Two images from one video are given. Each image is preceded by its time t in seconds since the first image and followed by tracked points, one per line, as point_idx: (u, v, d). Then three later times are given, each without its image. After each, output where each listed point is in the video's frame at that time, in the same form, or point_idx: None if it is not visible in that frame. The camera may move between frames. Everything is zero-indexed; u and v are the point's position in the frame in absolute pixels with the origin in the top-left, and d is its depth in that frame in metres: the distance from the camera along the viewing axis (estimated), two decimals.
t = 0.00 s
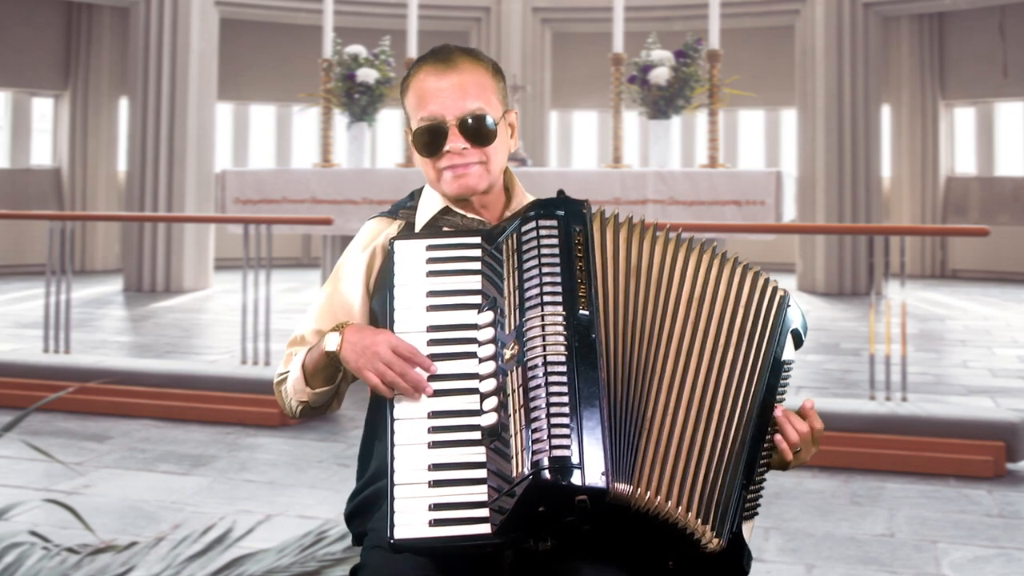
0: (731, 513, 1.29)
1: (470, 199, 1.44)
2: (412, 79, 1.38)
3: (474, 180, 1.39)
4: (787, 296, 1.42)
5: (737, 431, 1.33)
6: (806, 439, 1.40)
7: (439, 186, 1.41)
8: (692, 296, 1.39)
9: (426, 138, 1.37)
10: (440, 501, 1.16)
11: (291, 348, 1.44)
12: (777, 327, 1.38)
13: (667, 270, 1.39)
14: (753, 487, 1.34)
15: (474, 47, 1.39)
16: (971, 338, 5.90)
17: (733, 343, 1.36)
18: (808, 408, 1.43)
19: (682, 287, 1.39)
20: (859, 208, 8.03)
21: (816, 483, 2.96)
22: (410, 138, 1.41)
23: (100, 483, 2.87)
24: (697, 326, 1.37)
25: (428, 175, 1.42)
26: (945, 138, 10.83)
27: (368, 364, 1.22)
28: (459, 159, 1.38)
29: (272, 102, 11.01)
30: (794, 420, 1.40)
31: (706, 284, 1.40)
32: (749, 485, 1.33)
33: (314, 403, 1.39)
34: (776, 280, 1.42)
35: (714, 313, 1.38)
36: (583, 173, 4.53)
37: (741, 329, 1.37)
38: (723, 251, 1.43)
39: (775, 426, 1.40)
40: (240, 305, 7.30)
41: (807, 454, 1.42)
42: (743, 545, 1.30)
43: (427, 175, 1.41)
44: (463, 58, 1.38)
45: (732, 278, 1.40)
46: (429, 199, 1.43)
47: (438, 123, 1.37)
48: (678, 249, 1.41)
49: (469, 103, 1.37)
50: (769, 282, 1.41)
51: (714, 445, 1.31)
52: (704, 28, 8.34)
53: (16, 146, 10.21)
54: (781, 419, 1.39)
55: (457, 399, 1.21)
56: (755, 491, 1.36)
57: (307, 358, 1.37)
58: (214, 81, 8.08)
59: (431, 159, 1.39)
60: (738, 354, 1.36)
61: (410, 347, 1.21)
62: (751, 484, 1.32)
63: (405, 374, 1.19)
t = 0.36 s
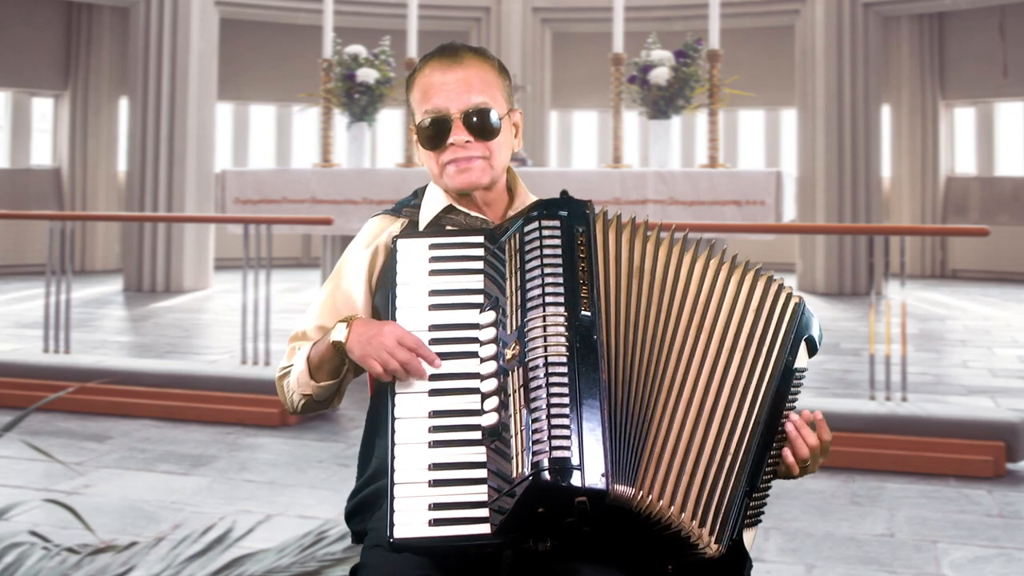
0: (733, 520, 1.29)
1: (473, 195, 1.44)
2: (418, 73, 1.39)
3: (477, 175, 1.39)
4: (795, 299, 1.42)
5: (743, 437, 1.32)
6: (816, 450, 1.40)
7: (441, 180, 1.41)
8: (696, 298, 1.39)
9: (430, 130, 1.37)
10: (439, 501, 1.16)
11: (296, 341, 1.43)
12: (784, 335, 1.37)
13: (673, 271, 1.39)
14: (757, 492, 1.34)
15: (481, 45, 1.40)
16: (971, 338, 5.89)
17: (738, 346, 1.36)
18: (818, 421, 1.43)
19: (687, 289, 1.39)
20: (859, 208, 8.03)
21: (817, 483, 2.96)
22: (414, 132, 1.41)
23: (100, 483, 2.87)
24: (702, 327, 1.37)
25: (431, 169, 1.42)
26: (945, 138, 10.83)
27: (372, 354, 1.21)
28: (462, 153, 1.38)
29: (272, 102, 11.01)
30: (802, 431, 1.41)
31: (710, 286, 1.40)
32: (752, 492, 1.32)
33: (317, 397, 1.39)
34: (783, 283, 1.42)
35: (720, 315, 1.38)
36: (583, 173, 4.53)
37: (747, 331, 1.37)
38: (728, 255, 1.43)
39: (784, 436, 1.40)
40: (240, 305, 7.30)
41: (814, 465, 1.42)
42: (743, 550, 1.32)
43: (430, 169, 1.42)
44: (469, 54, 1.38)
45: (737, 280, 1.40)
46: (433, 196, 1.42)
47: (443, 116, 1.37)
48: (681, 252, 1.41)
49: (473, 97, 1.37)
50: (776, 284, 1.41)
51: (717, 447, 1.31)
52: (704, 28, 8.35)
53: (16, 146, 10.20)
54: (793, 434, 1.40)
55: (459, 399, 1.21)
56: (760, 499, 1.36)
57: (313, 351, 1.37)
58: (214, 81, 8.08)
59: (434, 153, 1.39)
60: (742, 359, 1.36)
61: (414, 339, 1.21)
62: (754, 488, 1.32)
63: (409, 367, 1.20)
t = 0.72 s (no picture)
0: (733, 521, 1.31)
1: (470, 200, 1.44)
2: (418, 74, 1.39)
3: (475, 179, 1.39)
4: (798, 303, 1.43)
5: (743, 439, 1.33)
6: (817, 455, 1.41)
7: (440, 183, 1.41)
8: (699, 300, 1.39)
9: (429, 133, 1.37)
10: (441, 500, 1.16)
11: (299, 340, 1.43)
12: (783, 337, 1.39)
13: (675, 272, 1.39)
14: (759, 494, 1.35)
15: (482, 48, 1.40)
16: (971, 338, 5.90)
17: (740, 348, 1.37)
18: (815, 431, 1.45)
19: (690, 290, 1.39)
20: (859, 208, 8.03)
21: (817, 482, 2.96)
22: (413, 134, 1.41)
23: (100, 483, 2.87)
24: (706, 328, 1.37)
25: (430, 172, 1.42)
26: (945, 138, 10.84)
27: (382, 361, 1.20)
28: (461, 156, 1.38)
29: (272, 102, 11.01)
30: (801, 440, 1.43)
31: (713, 288, 1.40)
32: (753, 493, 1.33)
33: (323, 398, 1.39)
34: (785, 287, 1.43)
35: (723, 317, 1.39)
36: (583, 173, 4.54)
37: (750, 333, 1.38)
38: (728, 255, 1.43)
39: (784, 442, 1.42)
40: (240, 305, 7.30)
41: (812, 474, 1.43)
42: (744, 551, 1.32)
43: (428, 172, 1.41)
44: (470, 56, 1.38)
45: (740, 282, 1.41)
46: (431, 198, 1.42)
47: (442, 119, 1.37)
48: (682, 252, 1.41)
49: (473, 100, 1.37)
50: (778, 287, 1.42)
51: (718, 450, 1.31)
52: (703, 28, 8.35)
53: (16, 146, 10.20)
54: (789, 438, 1.41)
55: (459, 398, 1.20)
56: (762, 501, 1.36)
57: (318, 353, 1.36)
58: (214, 81, 8.08)
59: (434, 156, 1.39)
60: (742, 360, 1.37)
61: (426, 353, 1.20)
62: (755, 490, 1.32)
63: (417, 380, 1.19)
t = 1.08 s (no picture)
0: (738, 525, 1.31)
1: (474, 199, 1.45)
2: (422, 74, 1.38)
3: (480, 180, 1.40)
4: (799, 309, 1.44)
5: (746, 443, 1.34)
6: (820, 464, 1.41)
7: (444, 183, 1.41)
8: (703, 303, 1.39)
9: (434, 133, 1.37)
10: (444, 503, 1.16)
11: (300, 346, 1.43)
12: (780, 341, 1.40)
13: (679, 274, 1.39)
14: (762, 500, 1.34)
15: (485, 48, 1.39)
16: (971, 338, 5.90)
17: (744, 351, 1.37)
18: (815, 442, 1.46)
19: (694, 293, 1.39)
20: (859, 208, 8.03)
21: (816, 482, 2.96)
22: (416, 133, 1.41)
23: (100, 483, 2.87)
24: (709, 330, 1.37)
25: (434, 172, 1.42)
26: (946, 138, 10.84)
27: (382, 371, 1.21)
28: (466, 156, 1.39)
29: (272, 102, 11.01)
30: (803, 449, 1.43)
31: (717, 290, 1.40)
32: (757, 496, 1.33)
33: (326, 405, 1.39)
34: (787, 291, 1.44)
35: (726, 320, 1.39)
36: (583, 173, 4.54)
37: (753, 337, 1.39)
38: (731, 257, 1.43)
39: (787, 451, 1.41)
40: (240, 305, 7.30)
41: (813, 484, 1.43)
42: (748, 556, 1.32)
43: (432, 171, 1.41)
44: (474, 56, 1.38)
45: (743, 285, 1.41)
46: (434, 197, 1.42)
47: (447, 119, 1.37)
48: (685, 252, 1.41)
49: (478, 100, 1.37)
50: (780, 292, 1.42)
51: (722, 453, 1.31)
52: (704, 28, 8.35)
53: (16, 146, 10.20)
54: (791, 446, 1.41)
55: (461, 400, 1.20)
56: (766, 504, 1.35)
57: (320, 360, 1.37)
58: (214, 81, 8.08)
59: (438, 156, 1.39)
60: (745, 362, 1.37)
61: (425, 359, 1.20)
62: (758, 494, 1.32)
63: (418, 385, 1.19)
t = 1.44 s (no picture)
0: (741, 528, 1.31)
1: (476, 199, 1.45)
2: (421, 74, 1.38)
3: (482, 180, 1.40)
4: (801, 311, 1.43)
5: (748, 446, 1.33)
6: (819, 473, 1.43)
7: (446, 184, 1.41)
8: (703, 303, 1.39)
9: (435, 133, 1.36)
10: (444, 502, 1.16)
11: (300, 345, 1.43)
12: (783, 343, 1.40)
13: (680, 275, 1.39)
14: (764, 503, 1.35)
15: (484, 48, 1.39)
16: (971, 338, 5.89)
17: (745, 353, 1.37)
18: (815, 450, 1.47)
19: (695, 295, 1.39)
20: (859, 208, 8.03)
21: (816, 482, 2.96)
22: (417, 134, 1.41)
23: (100, 483, 2.87)
24: (710, 332, 1.37)
25: (435, 172, 1.42)
26: (945, 138, 10.84)
27: (382, 369, 1.21)
28: (468, 156, 1.39)
29: (272, 102, 11.01)
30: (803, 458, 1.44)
31: (718, 291, 1.40)
32: (759, 500, 1.33)
33: (326, 404, 1.38)
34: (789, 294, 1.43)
35: (727, 321, 1.38)
36: (583, 173, 4.54)
37: (755, 339, 1.38)
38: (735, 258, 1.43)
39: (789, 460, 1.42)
40: (240, 305, 7.29)
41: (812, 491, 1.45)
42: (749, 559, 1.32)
43: (434, 172, 1.41)
44: (473, 56, 1.38)
45: (744, 287, 1.41)
46: (435, 198, 1.42)
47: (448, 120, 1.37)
48: (686, 254, 1.41)
49: (478, 100, 1.37)
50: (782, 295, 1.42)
51: (723, 455, 1.31)
52: (704, 28, 8.35)
53: (16, 146, 10.20)
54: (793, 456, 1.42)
55: (460, 400, 1.20)
56: (767, 508, 1.35)
57: (320, 359, 1.37)
58: (213, 81, 8.08)
59: (440, 157, 1.39)
60: (748, 364, 1.37)
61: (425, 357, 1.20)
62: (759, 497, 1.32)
63: (417, 383, 1.19)
